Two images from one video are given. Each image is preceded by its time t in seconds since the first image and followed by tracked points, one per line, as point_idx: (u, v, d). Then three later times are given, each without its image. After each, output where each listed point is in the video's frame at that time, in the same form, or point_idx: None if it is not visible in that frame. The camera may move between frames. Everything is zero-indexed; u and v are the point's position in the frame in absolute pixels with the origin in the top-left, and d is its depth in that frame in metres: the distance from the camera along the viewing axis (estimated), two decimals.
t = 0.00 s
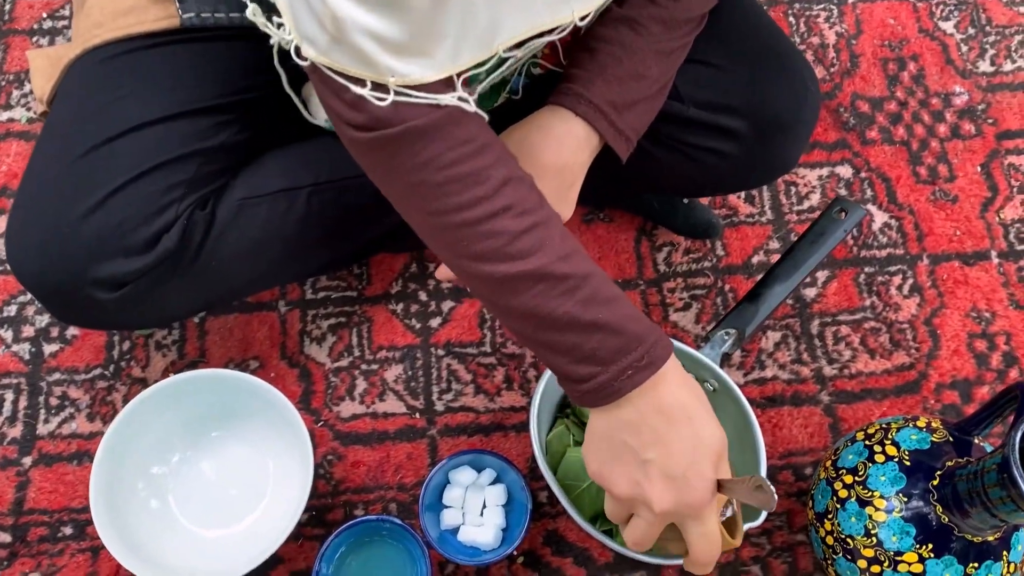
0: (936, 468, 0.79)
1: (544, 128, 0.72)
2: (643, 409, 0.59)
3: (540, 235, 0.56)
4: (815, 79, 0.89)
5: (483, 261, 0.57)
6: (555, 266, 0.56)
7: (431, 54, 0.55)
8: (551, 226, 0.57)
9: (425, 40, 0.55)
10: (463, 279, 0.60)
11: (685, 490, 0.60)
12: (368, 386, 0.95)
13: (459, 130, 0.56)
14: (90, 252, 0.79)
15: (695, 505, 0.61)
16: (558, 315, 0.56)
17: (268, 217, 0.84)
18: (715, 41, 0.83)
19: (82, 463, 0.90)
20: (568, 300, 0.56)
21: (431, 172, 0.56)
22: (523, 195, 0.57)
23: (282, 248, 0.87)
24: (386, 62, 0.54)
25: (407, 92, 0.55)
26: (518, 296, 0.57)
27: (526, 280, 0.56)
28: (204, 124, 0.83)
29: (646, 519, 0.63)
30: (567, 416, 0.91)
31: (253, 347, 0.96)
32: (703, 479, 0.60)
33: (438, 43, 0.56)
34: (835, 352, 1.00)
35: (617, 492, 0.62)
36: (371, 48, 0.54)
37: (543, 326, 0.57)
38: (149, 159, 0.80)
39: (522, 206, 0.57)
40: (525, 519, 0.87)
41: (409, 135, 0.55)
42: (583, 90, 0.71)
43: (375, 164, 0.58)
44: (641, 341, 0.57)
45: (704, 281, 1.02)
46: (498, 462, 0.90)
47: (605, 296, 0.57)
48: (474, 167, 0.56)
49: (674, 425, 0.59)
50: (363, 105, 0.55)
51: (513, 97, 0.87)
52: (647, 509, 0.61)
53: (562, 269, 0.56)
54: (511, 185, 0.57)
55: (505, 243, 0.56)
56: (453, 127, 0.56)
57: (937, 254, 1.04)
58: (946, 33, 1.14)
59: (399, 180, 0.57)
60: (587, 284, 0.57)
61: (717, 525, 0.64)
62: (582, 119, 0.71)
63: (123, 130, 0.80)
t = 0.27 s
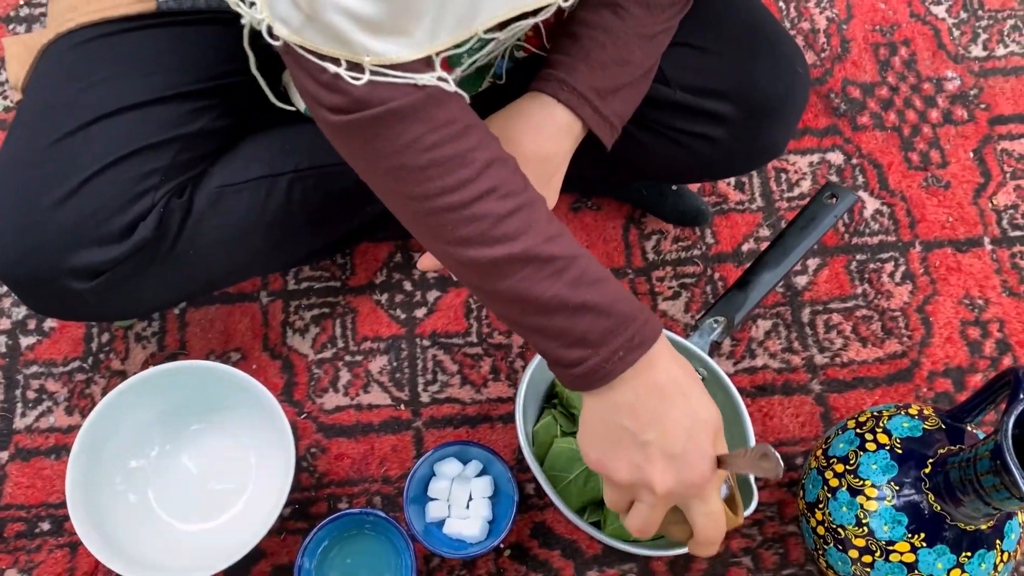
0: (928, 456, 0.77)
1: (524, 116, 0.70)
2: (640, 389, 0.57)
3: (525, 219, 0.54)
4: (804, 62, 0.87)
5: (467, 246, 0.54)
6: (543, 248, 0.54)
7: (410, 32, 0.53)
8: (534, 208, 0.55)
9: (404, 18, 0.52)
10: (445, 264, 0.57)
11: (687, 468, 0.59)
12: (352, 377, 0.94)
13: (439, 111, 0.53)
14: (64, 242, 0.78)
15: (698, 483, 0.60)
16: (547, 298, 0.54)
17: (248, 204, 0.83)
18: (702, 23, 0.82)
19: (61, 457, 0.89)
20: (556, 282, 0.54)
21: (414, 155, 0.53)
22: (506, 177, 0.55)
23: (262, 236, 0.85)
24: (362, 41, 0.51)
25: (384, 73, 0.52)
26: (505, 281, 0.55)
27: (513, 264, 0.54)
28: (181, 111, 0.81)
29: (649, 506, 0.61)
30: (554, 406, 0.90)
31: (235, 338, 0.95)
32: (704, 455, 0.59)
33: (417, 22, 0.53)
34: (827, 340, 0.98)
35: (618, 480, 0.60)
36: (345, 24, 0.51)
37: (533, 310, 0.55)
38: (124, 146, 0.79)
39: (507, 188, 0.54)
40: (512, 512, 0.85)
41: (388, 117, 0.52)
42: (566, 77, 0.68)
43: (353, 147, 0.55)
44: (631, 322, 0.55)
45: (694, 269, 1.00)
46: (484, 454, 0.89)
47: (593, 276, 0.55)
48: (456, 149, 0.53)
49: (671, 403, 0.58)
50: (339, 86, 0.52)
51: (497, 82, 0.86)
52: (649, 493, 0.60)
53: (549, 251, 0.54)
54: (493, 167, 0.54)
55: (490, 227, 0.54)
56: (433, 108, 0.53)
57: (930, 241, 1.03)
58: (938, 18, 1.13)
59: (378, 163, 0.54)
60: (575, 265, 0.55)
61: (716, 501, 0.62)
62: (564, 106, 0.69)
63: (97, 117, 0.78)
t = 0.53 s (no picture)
0: (911, 447, 0.77)
1: (501, 110, 0.69)
2: (592, 339, 0.56)
3: (465, 178, 0.53)
4: (788, 53, 0.86)
5: (410, 213, 0.53)
6: (486, 207, 0.53)
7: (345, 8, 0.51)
8: (476, 170, 0.54)
9: None
10: (391, 235, 0.56)
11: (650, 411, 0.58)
12: (335, 372, 0.93)
13: (376, 80, 0.52)
14: (37, 235, 0.77)
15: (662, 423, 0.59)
16: (494, 257, 0.53)
17: (226, 196, 0.82)
18: (683, 12, 0.81)
19: (40, 454, 0.89)
20: (502, 240, 0.54)
21: (348, 125, 0.51)
22: (443, 138, 0.54)
23: (241, 229, 0.85)
24: (296, 13, 0.49)
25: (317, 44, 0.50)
26: (451, 245, 0.54)
27: (458, 225, 0.53)
28: (158, 103, 0.80)
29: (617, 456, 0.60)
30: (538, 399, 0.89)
31: (216, 333, 0.95)
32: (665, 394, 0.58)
33: None
34: (812, 333, 0.98)
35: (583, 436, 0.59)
36: None
37: (482, 272, 0.54)
38: (100, 138, 0.78)
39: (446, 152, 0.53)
40: (495, 506, 0.85)
41: (322, 87, 0.51)
42: (544, 68, 0.68)
43: (288, 123, 0.53)
44: (578, 276, 0.55)
45: (678, 262, 1.00)
46: (467, 448, 0.88)
47: (537, 233, 0.55)
48: (392, 116, 0.52)
49: (625, 350, 0.57)
50: (273, 59, 0.50)
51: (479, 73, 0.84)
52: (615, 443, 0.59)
53: (492, 210, 0.53)
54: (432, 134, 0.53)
55: (432, 191, 0.53)
56: (368, 77, 0.52)
57: (916, 233, 1.02)
58: (924, 9, 1.12)
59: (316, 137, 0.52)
60: (519, 223, 0.54)
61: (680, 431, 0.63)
62: (542, 98, 0.68)
63: (72, 109, 0.77)
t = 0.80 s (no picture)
0: (895, 443, 0.77)
1: (482, 106, 0.68)
2: (531, 302, 0.54)
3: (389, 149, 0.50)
4: (772, 49, 0.86)
5: (333, 190, 0.49)
6: (411, 178, 0.50)
7: None
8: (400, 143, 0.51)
9: None
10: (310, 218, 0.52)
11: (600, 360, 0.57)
12: (320, 370, 0.93)
13: (297, 49, 0.47)
14: (16, 232, 0.75)
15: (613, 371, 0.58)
16: (424, 229, 0.50)
17: (208, 194, 0.82)
18: (666, 8, 0.81)
19: (23, 454, 0.88)
20: (435, 210, 0.51)
21: (263, 100, 0.46)
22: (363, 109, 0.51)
23: (224, 228, 0.84)
24: None
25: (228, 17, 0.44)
26: (380, 221, 0.50)
27: (388, 199, 0.50)
28: (138, 99, 0.79)
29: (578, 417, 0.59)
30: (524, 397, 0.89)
31: (200, 332, 0.94)
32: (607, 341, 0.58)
33: None
34: (798, 329, 0.98)
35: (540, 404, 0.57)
36: None
37: (415, 246, 0.51)
38: (80, 135, 0.77)
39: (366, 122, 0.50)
40: (480, 504, 0.85)
41: (234, 61, 0.45)
42: (525, 65, 0.67)
43: (193, 104, 0.47)
44: (511, 244, 0.52)
45: (665, 259, 1.00)
46: (453, 447, 0.88)
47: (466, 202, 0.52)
48: (308, 88, 0.47)
49: (562, 305, 0.56)
50: (178, 30, 0.44)
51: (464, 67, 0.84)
52: (575, 402, 0.58)
53: (420, 180, 0.50)
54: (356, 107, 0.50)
55: (357, 165, 0.49)
56: (284, 47, 0.47)
57: (902, 229, 1.02)
58: (910, 5, 1.12)
59: (226, 118, 0.47)
60: (448, 192, 0.51)
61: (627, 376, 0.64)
62: (523, 95, 0.68)
63: (51, 105, 0.76)
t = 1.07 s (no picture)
0: (883, 443, 0.77)
1: (468, 107, 0.69)
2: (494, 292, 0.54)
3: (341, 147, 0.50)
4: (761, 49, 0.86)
5: (291, 188, 0.48)
6: (372, 176, 0.50)
7: None
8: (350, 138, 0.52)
9: None
10: (260, 223, 0.50)
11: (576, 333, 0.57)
12: (309, 371, 0.93)
13: (250, 44, 0.47)
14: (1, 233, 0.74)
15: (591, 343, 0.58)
16: (386, 227, 0.50)
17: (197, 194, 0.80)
18: (653, 7, 0.81)
19: (10, 456, 0.88)
20: (396, 207, 0.50)
21: (221, 93, 0.46)
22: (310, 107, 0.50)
23: (212, 230, 0.82)
24: None
25: None
26: (340, 219, 0.49)
27: (349, 195, 0.49)
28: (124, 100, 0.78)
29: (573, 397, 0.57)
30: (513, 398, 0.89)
31: (189, 334, 0.94)
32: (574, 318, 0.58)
33: None
34: (788, 329, 0.98)
35: (535, 392, 0.55)
36: None
37: (375, 246, 0.50)
38: (65, 136, 0.76)
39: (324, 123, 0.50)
40: (470, 506, 0.84)
41: (188, 52, 0.44)
42: (512, 67, 0.67)
43: (140, 100, 0.45)
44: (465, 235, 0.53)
45: (655, 259, 1.00)
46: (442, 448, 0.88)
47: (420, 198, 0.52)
48: (260, 83, 0.47)
49: (522, 291, 0.56)
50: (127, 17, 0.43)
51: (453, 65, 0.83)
52: (569, 379, 0.56)
53: (376, 176, 0.50)
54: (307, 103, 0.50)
55: (316, 161, 0.48)
56: (240, 41, 0.47)
57: (892, 229, 1.02)
58: (900, 5, 1.12)
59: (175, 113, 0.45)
60: (403, 187, 0.51)
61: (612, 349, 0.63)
62: (509, 96, 0.68)
63: (37, 106, 0.76)
